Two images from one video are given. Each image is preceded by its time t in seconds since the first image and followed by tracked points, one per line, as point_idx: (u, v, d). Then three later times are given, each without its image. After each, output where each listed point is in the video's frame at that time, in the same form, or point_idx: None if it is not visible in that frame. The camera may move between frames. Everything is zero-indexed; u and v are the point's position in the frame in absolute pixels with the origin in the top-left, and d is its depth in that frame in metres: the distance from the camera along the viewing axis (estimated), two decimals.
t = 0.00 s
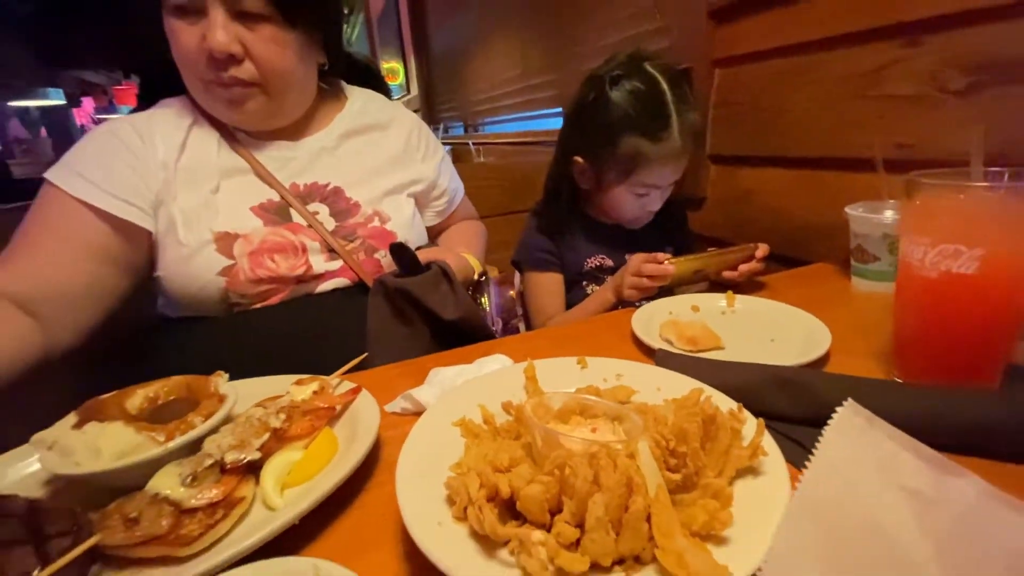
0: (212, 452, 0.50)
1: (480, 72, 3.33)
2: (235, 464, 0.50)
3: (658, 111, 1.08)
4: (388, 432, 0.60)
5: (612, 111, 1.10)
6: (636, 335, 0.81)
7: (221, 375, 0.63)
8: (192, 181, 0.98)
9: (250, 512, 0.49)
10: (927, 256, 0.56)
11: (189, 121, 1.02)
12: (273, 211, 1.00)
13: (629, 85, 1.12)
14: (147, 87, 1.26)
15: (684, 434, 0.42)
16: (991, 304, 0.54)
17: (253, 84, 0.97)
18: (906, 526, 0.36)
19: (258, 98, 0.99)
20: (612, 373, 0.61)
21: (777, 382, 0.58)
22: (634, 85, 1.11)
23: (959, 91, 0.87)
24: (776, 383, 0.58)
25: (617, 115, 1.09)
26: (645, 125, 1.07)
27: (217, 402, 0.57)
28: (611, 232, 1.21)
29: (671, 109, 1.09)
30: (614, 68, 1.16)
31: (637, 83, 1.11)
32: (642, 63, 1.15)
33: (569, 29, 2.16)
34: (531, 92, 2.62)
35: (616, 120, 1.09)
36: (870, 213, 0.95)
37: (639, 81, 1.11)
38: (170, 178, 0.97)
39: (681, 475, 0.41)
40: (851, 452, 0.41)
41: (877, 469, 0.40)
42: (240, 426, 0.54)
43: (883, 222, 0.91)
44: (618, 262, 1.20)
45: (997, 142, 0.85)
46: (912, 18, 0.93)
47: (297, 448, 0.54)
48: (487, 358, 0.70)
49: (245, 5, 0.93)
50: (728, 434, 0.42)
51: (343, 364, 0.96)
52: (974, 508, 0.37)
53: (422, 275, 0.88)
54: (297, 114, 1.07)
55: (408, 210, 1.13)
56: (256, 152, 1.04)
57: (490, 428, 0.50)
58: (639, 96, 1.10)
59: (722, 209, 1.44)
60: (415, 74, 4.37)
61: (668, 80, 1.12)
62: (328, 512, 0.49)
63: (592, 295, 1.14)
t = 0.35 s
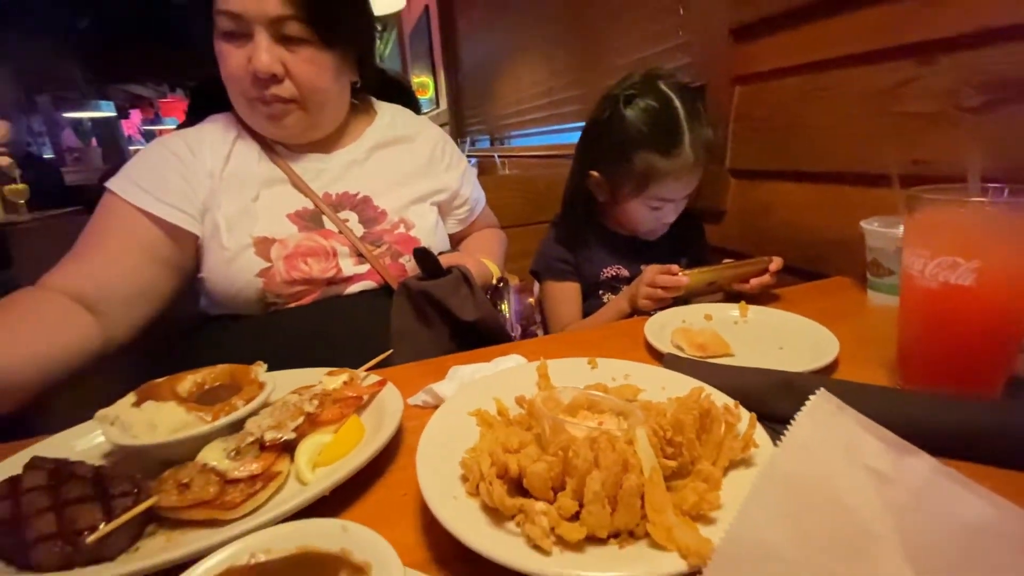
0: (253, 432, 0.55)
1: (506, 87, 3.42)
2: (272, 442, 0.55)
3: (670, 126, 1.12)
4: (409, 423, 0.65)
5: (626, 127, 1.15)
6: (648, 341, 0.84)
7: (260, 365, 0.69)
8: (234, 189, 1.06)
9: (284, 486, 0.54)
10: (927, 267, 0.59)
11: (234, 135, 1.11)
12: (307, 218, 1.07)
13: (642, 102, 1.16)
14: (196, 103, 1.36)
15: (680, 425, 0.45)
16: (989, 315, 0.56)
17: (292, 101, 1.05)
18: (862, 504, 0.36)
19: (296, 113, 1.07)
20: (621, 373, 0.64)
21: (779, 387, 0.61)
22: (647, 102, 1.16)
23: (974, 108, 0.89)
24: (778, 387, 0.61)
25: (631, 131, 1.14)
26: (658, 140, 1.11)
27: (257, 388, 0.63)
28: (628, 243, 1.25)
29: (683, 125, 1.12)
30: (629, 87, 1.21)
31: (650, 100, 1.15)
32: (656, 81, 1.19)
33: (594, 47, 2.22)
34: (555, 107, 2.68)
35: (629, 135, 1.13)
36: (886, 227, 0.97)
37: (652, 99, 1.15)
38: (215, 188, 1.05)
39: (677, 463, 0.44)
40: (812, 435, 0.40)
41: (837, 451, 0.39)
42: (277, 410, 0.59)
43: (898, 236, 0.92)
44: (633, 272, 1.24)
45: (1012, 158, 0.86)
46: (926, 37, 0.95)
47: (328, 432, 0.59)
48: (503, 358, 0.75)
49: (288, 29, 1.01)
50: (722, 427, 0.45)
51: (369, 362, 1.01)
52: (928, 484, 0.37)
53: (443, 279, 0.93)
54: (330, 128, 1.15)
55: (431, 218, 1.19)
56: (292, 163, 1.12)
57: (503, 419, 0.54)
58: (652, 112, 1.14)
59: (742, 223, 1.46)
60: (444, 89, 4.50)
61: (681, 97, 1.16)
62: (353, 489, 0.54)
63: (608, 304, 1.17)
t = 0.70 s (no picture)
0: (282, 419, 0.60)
1: (528, 99, 3.49)
2: (299, 429, 0.60)
3: (680, 140, 1.15)
4: (424, 417, 0.68)
5: (637, 141, 1.18)
6: (656, 347, 0.87)
7: (289, 360, 0.74)
8: (269, 196, 1.13)
9: (309, 470, 0.58)
10: (924, 277, 0.60)
11: (269, 146, 1.18)
12: (335, 225, 1.13)
13: (653, 118, 1.20)
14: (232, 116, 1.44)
15: (674, 421, 0.48)
16: (985, 324, 0.58)
17: (328, 115, 1.12)
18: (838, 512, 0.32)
19: (330, 126, 1.13)
20: (626, 375, 0.67)
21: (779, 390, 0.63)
22: (658, 118, 1.20)
23: (987, 123, 0.90)
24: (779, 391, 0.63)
25: (642, 145, 1.17)
26: (668, 154, 1.14)
27: (286, 381, 0.68)
28: (639, 253, 1.29)
29: (693, 139, 1.15)
30: (641, 102, 1.25)
31: (661, 116, 1.19)
32: (667, 97, 1.23)
33: (614, 61, 2.26)
34: (576, 119, 2.73)
35: (641, 149, 1.17)
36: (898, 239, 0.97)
37: (663, 115, 1.19)
38: (252, 194, 1.13)
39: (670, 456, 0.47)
40: (788, 431, 0.35)
41: (813, 450, 0.34)
42: (305, 400, 0.64)
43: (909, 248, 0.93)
44: (645, 280, 1.28)
45: None
46: (940, 53, 0.96)
47: (349, 422, 0.63)
48: (514, 359, 0.78)
49: (327, 50, 1.08)
50: (715, 424, 0.48)
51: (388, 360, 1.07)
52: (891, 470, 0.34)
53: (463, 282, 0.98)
54: (360, 140, 1.21)
55: (450, 226, 1.24)
56: (321, 173, 1.19)
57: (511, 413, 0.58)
58: (663, 127, 1.18)
59: (758, 234, 1.47)
60: (467, 101, 4.61)
61: (692, 112, 1.20)
62: (370, 475, 0.57)
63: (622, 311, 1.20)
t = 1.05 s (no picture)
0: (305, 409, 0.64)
1: (547, 107, 3.53)
2: (320, 417, 0.64)
3: (691, 149, 1.18)
4: (438, 411, 0.72)
5: (648, 149, 1.21)
6: (664, 349, 0.89)
7: (311, 355, 0.78)
8: (294, 199, 1.18)
9: (329, 456, 0.62)
10: (922, 283, 0.62)
11: (294, 152, 1.24)
12: (355, 227, 1.18)
13: (664, 127, 1.23)
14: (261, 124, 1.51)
15: (672, 415, 0.51)
16: (983, 329, 0.59)
17: (373, 127, 1.21)
18: (814, 497, 0.34)
19: (374, 137, 1.22)
20: (631, 374, 0.70)
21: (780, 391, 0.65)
22: (669, 127, 1.23)
23: (998, 132, 0.90)
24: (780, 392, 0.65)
25: (653, 153, 1.20)
26: (678, 163, 1.17)
27: (309, 374, 0.73)
28: (650, 258, 1.32)
29: (703, 148, 1.18)
30: (653, 112, 1.28)
31: (672, 125, 1.22)
32: (679, 107, 1.26)
33: (631, 69, 2.29)
34: (593, 126, 2.76)
35: (652, 157, 1.20)
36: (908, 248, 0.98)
37: (674, 124, 1.23)
38: (277, 198, 1.18)
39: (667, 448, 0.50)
40: (773, 420, 0.36)
41: (796, 438, 0.35)
42: (325, 392, 0.68)
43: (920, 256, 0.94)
44: (657, 285, 1.30)
45: None
46: (950, 63, 0.97)
47: (367, 412, 0.67)
48: (525, 357, 0.82)
49: (376, 67, 1.18)
50: (712, 419, 0.51)
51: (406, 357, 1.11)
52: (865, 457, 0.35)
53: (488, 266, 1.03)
54: (389, 148, 1.29)
55: (465, 228, 1.29)
56: (344, 178, 1.24)
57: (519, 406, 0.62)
58: (674, 136, 1.21)
59: (772, 241, 1.48)
60: (487, 108, 4.68)
61: (702, 122, 1.22)
62: (386, 463, 0.61)
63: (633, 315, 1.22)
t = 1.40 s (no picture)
0: (330, 393, 0.70)
1: (565, 111, 3.57)
2: (344, 400, 0.69)
3: (698, 153, 1.21)
4: (454, 399, 0.76)
5: (658, 152, 1.25)
6: (672, 345, 0.92)
7: (336, 344, 0.84)
8: (313, 198, 1.25)
9: (351, 436, 0.67)
10: (918, 283, 0.64)
11: (316, 155, 1.31)
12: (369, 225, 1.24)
13: (675, 130, 1.26)
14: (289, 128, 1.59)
15: (670, 402, 0.54)
16: (978, 329, 0.61)
17: (398, 133, 1.27)
18: (791, 470, 0.37)
19: (400, 142, 1.29)
20: (636, 368, 0.73)
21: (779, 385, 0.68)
22: (679, 131, 1.26)
23: (1007, 138, 0.91)
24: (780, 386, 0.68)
25: (662, 156, 1.24)
26: (685, 166, 1.21)
27: (332, 361, 0.78)
28: (662, 259, 1.36)
29: (711, 152, 1.21)
30: (666, 115, 1.31)
31: (683, 129, 1.25)
32: (691, 112, 1.29)
33: (648, 75, 2.32)
34: (610, 131, 2.79)
35: (660, 160, 1.23)
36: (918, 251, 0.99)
37: (685, 128, 1.25)
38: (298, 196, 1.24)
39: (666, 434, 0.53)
40: (757, 401, 0.39)
41: (778, 414, 0.38)
42: (345, 377, 0.74)
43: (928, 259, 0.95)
44: (669, 286, 1.34)
45: None
46: (960, 70, 0.99)
47: (386, 398, 0.72)
48: (536, 351, 0.86)
49: (399, 77, 1.25)
50: (708, 408, 0.54)
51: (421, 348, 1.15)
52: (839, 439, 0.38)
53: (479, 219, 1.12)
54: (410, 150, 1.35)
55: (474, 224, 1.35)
56: (361, 179, 1.30)
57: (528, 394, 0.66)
58: (684, 140, 1.24)
59: (786, 244, 1.50)
60: (506, 112, 4.76)
61: (713, 127, 1.25)
62: (404, 444, 0.66)
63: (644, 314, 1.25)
